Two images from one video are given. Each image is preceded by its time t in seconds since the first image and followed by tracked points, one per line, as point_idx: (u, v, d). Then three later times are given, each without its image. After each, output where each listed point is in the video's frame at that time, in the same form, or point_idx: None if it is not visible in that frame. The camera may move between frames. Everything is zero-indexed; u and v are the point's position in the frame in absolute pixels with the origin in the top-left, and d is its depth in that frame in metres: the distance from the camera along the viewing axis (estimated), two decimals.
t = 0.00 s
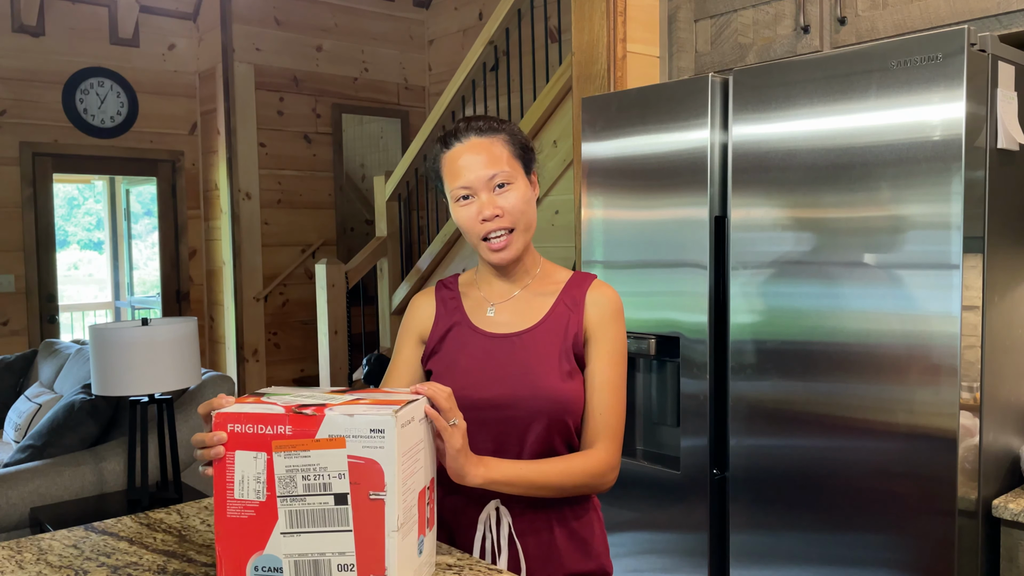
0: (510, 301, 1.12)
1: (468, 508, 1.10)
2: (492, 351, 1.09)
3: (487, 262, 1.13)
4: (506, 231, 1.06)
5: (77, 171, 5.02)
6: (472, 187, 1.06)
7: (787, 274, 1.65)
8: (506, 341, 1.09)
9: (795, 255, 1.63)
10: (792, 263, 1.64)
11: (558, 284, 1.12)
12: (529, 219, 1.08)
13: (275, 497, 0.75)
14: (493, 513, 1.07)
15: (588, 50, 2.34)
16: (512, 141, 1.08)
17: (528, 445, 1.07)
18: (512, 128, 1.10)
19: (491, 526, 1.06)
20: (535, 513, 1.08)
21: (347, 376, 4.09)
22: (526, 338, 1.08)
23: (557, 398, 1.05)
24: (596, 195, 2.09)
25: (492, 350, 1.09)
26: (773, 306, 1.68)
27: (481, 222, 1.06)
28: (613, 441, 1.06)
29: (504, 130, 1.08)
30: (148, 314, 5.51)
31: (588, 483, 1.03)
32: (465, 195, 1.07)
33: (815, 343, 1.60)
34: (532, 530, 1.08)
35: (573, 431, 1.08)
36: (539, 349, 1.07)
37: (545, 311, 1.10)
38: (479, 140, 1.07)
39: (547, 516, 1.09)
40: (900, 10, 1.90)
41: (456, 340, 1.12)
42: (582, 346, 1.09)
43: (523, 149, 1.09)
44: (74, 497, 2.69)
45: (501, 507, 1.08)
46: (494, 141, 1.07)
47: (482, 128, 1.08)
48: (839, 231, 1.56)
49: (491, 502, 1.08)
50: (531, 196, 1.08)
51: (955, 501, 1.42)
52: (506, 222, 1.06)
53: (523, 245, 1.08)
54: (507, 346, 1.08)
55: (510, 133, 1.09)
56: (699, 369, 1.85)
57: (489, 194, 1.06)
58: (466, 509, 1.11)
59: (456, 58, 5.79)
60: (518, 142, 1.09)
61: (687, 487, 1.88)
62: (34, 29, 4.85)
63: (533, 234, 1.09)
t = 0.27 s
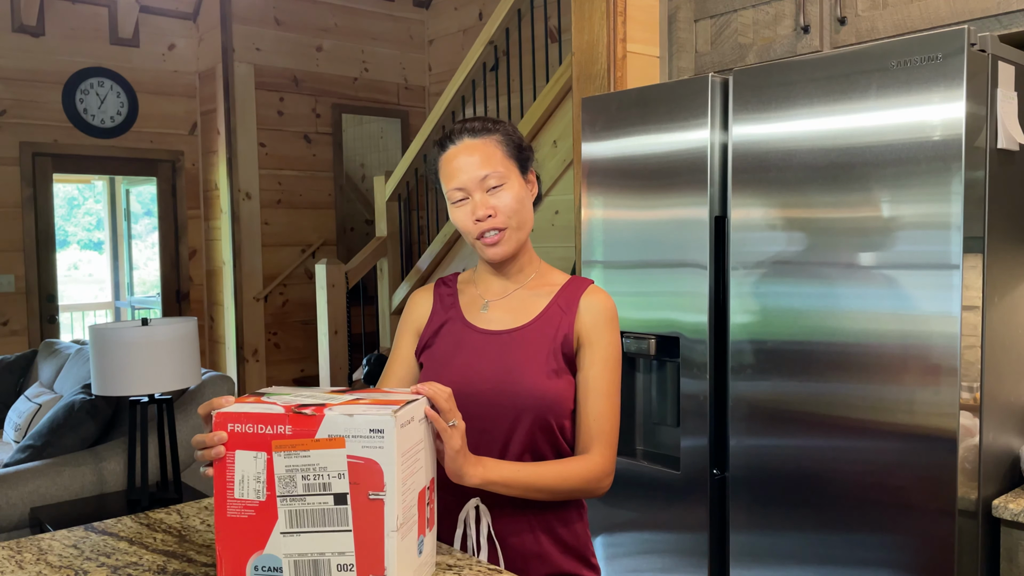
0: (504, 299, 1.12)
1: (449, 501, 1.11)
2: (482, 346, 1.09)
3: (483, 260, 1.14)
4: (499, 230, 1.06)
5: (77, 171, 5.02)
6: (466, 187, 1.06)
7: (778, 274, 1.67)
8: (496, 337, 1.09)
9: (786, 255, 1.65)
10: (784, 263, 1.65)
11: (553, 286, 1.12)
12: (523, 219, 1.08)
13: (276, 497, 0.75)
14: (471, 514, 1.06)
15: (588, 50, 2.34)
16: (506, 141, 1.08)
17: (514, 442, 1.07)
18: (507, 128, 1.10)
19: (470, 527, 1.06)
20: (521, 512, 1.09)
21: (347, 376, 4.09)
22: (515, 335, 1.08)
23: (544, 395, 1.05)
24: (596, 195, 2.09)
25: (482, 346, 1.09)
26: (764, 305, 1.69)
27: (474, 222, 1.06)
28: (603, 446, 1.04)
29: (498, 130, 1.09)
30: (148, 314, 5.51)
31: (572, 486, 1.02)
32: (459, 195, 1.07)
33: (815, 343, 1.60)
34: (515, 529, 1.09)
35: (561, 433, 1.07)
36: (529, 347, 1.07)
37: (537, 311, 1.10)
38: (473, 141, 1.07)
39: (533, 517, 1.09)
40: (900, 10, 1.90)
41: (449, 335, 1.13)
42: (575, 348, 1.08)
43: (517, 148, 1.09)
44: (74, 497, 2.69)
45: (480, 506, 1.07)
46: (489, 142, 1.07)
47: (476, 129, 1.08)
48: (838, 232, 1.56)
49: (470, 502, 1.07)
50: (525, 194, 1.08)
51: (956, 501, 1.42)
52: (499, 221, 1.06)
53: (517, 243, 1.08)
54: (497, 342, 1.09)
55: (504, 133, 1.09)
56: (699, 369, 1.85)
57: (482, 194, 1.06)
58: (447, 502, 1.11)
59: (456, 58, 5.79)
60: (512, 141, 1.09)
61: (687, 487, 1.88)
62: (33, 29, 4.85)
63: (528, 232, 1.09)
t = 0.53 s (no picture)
0: (488, 297, 1.12)
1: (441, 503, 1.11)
2: (467, 344, 1.10)
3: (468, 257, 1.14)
4: (481, 227, 1.06)
5: (77, 171, 5.02)
6: (454, 180, 1.06)
7: (777, 274, 1.67)
8: (480, 335, 1.10)
9: (783, 254, 1.65)
10: (781, 262, 1.66)
11: (538, 283, 1.12)
12: (507, 218, 1.08)
13: (275, 497, 0.75)
14: (464, 511, 1.08)
15: (588, 50, 2.34)
16: (499, 138, 1.09)
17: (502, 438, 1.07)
18: (501, 127, 1.11)
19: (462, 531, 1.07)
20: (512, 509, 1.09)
21: (346, 376, 4.09)
22: (500, 332, 1.09)
23: (528, 392, 1.06)
24: (595, 195, 2.09)
25: (467, 344, 1.10)
26: (762, 305, 1.69)
27: (457, 215, 1.06)
28: (592, 440, 1.06)
29: (491, 128, 1.09)
30: (148, 314, 5.51)
31: (565, 480, 1.03)
32: (447, 187, 1.07)
33: (815, 343, 1.60)
34: (506, 528, 1.09)
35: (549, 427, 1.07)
36: (513, 344, 1.08)
37: (522, 308, 1.10)
38: (465, 135, 1.08)
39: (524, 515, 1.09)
40: (899, 10, 1.91)
41: (434, 334, 1.14)
42: (559, 344, 1.09)
43: (509, 148, 1.10)
44: (74, 497, 2.69)
45: (472, 504, 1.09)
46: (482, 138, 1.08)
47: (471, 124, 1.09)
48: (837, 231, 1.56)
49: (462, 500, 1.09)
50: (511, 195, 1.08)
51: (956, 501, 1.42)
52: (482, 217, 1.06)
53: (498, 243, 1.08)
54: (482, 339, 1.09)
55: (498, 132, 1.10)
56: (699, 369, 1.85)
57: (469, 188, 1.06)
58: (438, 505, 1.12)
59: (456, 58, 5.80)
60: (504, 141, 1.10)
61: (687, 488, 1.88)
62: (34, 29, 4.85)
63: (512, 233, 1.09)
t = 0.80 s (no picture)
0: (480, 298, 1.15)
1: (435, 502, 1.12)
2: (458, 342, 1.12)
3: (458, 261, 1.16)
4: (459, 235, 1.07)
5: (77, 171, 5.02)
6: (429, 190, 1.07)
7: (776, 274, 1.67)
8: (470, 333, 1.12)
9: (781, 254, 1.66)
10: (781, 262, 1.66)
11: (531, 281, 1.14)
12: (484, 224, 1.08)
13: (275, 497, 0.75)
14: (456, 512, 1.08)
15: (587, 50, 2.34)
16: (474, 143, 1.09)
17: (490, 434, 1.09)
18: (479, 131, 1.11)
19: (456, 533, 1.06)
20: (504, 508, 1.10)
21: (347, 376, 4.10)
22: (489, 330, 1.11)
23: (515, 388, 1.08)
24: (595, 195, 2.09)
25: (458, 341, 1.12)
26: (760, 306, 1.70)
27: (434, 225, 1.07)
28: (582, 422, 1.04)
29: (467, 133, 1.10)
30: (149, 315, 5.52)
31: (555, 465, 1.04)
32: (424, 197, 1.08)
33: (815, 343, 1.60)
34: (500, 526, 1.10)
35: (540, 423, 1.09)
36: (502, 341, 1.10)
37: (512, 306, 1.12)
38: (440, 144, 1.09)
39: (517, 513, 1.10)
40: (899, 10, 1.91)
41: (428, 333, 1.17)
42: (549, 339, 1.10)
43: (487, 152, 1.10)
44: (74, 497, 2.69)
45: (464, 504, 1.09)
46: (456, 146, 1.08)
47: (447, 130, 1.10)
48: (838, 231, 1.56)
49: (454, 500, 1.09)
50: (488, 198, 1.08)
51: (956, 501, 1.42)
52: (459, 225, 1.06)
53: (478, 248, 1.09)
54: (472, 337, 1.12)
55: (474, 136, 1.10)
56: (698, 369, 1.85)
57: (444, 198, 1.06)
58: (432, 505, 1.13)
59: (456, 58, 5.80)
60: (481, 145, 1.09)
61: (687, 487, 1.88)
62: (34, 29, 4.86)
63: (491, 237, 1.09)
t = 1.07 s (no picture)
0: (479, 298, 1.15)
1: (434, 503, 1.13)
2: (456, 342, 1.12)
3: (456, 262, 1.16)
4: (456, 235, 1.06)
5: (77, 171, 5.02)
6: (427, 191, 1.07)
7: (776, 274, 1.67)
8: (468, 333, 1.12)
9: (782, 254, 1.65)
10: (781, 262, 1.66)
11: (530, 282, 1.14)
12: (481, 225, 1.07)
13: (276, 497, 0.75)
14: (454, 512, 1.09)
15: (588, 50, 2.34)
16: (472, 145, 1.09)
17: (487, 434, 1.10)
18: (477, 132, 1.11)
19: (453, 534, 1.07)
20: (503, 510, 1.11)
21: (347, 376, 4.10)
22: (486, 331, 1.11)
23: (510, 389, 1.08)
24: (595, 195, 2.09)
25: (456, 342, 1.13)
26: (760, 305, 1.70)
27: (431, 226, 1.06)
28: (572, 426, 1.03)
29: (465, 133, 1.09)
30: (148, 315, 5.51)
31: (542, 465, 1.01)
32: (422, 198, 1.08)
33: (815, 343, 1.60)
34: (498, 529, 1.10)
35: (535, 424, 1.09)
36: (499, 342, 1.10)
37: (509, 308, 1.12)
38: (438, 145, 1.09)
39: (516, 515, 1.11)
40: (899, 10, 1.91)
41: (427, 333, 1.17)
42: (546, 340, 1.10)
43: (484, 153, 1.09)
44: (74, 497, 2.69)
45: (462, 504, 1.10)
46: (453, 147, 1.08)
47: (445, 130, 1.10)
48: (837, 231, 1.56)
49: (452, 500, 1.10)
50: (485, 199, 1.07)
51: (956, 501, 1.42)
52: (455, 226, 1.06)
53: (474, 249, 1.08)
54: (470, 338, 1.12)
55: (472, 137, 1.09)
56: (698, 369, 1.85)
57: (440, 199, 1.06)
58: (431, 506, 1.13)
59: (456, 58, 5.79)
60: (479, 146, 1.09)
61: (687, 487, 1.88)
62: (34, 29, 4.86)
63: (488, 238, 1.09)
